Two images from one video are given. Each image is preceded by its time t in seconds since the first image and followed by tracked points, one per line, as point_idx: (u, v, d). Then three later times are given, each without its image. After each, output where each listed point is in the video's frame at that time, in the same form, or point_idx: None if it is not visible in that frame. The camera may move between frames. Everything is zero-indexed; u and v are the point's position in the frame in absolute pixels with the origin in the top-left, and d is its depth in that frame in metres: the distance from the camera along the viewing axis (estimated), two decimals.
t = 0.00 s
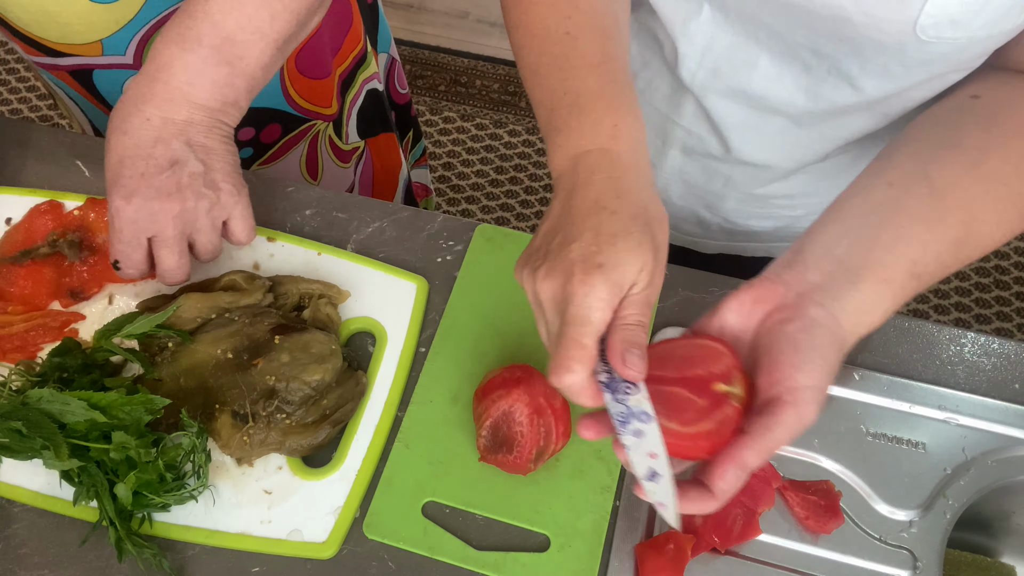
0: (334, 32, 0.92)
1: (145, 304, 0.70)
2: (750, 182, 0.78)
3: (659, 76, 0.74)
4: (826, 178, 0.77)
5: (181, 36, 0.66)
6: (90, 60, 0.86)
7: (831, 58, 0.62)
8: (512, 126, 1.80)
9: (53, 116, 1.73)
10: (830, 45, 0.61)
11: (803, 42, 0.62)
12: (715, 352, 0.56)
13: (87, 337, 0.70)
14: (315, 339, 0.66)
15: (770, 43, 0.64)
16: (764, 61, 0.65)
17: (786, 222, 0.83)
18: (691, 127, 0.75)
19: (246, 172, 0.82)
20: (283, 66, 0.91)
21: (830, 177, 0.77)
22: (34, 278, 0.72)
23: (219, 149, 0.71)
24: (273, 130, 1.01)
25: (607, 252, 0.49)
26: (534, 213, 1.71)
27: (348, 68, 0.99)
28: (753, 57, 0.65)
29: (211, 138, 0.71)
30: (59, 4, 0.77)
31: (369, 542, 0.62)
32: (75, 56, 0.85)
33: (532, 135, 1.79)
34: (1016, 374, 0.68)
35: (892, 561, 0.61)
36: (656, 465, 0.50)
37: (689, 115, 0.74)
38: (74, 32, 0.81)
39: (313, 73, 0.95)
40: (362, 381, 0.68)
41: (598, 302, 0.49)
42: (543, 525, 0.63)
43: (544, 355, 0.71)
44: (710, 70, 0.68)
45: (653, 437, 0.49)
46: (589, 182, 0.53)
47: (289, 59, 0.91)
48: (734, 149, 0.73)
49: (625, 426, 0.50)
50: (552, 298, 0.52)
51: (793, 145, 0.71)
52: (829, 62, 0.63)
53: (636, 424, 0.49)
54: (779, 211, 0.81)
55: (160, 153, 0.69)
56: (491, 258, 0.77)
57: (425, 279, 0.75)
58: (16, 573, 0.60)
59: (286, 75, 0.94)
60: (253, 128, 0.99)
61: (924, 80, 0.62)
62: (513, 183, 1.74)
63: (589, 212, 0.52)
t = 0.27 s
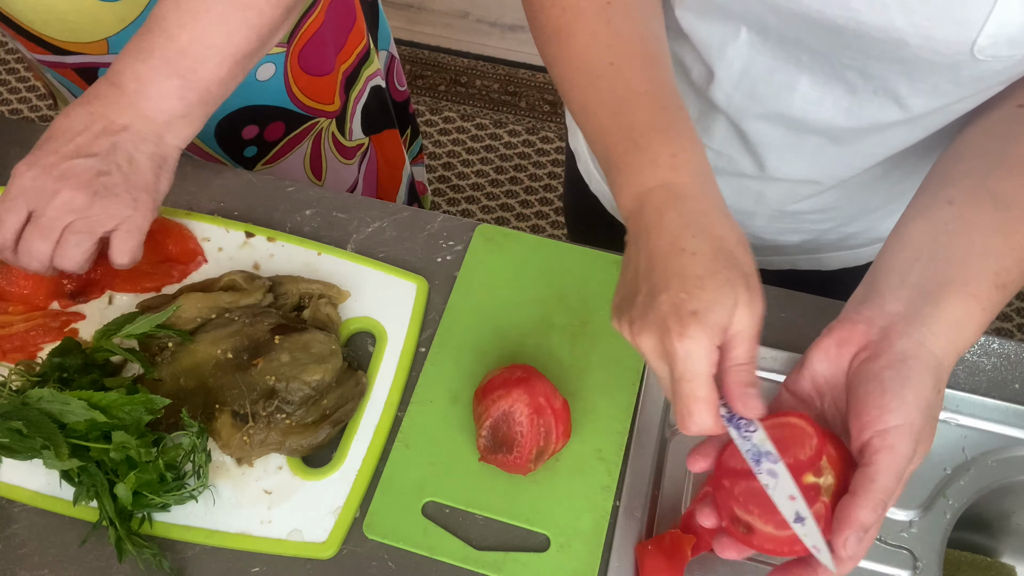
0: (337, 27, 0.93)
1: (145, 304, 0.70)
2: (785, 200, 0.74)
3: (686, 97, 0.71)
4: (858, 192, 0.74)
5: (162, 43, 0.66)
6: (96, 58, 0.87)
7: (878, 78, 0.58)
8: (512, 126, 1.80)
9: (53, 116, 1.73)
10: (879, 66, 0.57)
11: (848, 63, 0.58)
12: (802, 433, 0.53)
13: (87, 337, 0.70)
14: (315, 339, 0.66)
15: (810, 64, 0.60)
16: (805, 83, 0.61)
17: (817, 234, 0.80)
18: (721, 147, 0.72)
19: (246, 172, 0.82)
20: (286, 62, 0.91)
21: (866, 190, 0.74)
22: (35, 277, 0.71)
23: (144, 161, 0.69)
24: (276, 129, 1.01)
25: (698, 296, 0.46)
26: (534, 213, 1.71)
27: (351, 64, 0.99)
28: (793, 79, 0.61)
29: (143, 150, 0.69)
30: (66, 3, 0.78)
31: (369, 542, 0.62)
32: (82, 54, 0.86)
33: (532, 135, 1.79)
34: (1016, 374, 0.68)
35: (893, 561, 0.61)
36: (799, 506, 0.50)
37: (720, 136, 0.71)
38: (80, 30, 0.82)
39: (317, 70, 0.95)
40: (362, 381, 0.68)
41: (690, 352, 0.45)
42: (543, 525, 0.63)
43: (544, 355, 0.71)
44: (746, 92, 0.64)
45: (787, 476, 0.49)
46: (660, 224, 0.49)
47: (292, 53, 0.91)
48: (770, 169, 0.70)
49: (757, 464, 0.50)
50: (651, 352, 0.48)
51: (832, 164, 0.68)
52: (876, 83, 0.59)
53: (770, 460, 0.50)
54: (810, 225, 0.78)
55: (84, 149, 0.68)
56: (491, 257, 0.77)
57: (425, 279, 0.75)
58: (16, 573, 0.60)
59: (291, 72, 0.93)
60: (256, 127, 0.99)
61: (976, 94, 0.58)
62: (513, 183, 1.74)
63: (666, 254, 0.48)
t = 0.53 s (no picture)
0: (332, 32, 0.93)
1: (145, 304, 0.70)
2: (797, 210, 0.74)
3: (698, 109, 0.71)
4: (868, 202, 0.74)
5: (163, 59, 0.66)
6: (86, 58, 0.87)
7: (900, 92, 0.58)
8: (512, 126, 1.80)
9: (53, 116, 1.73)
10: (901, 80, 0.57)
11: (870, 77, 0.57)
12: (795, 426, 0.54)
13: (87, 337, 0.70)
14: (315, 339, 0.66)
15: (829, 78, 0.59)
16: (823, 97, 0.60)
17: (825, 245, 0.79)
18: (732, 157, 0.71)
19: (245, 172, 0.82)
20: (280, 64, 0.91)
21: (877, 200, 0.74)
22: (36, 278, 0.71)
23: (155, 184, 0.70)
24: (270, 130, 1.01)
25: (746, 338, 0.49)
26: (534, 213, 1.71)
27: (347, 69, 0.99)
28: (811, 92, 0.60)
29: (150, 173, 0.69)
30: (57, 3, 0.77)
31: (369, 542, 0.62)
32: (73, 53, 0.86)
33: (533, 135, 1.79)
34: (1016, 374, 0.67)
35: (893, 561, 0.61)
36: (822, 528, 0.51)
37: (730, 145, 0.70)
38: (71, 30, 0.81)
39: (310, 74, 0.95)
40: (362, 381, 0.68)
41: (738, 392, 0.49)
42: (543, 525, 0.63)
43: (544, 355, 0.71)
44: (763, 103, 0.64)
45: (813, 498, 0.50)
46: (711, 259, 0.52)
47: (286, 55, 0.91)
48: (785, 180, 0.70)
49: (784, 484, 0.51)
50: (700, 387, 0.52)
51: (847, 174, 0.68)
52: (897, 96, 0.58)
53: (795, 482, 0.51)
54: (818, 236, 0.78)
55: (96, 183, 0.68)
56: (491, 257, 0.77)
57: (425, 279, 0.75)
58: (16, 573, 0.60)
59: (283, 74, 0.93)
60: (249, 128, 0.99)
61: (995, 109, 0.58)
62: (513, 183, 1.74)
63: (717, 293, 0.51)
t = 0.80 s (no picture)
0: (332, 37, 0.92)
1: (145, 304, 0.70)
2: (792, 214, 0.74)
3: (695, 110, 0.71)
4: (866, 206, 0.74)
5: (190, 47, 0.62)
6: (82, 60, 0.86)
7: (898, 94, 0.57)
8: (512, 126, 1.80)
9: (53, 116, 1.73)
10: (901, 82, 0.56)
11: (869, 78, 0.57)
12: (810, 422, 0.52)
13: (87, 337, 0.71)
14: (315, 339, 0.66)
15: (828, 78, 0.59)
16: (822, 97, 0.60)
17: (821, 248, 0.79)
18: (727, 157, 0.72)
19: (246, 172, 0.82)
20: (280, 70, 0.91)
21: (874, 205, 0.74)
22: (36, 277, 0.71)
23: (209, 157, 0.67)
24: (267, 133, 1.00)
25: (737, 317, 0.48)
26: (534, 213, 1.71)
27: (347, 73, 0.99)
28: (809, 91, 0.60)
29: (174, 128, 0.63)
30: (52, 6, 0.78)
31: (369, 542, 0.62)
32: (69, 56, 0.85)
33: (533, 135, 1.79)
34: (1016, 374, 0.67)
35: (893, 561, 0.61)
36: (871, 482, 0.45)
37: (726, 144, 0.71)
38: (65, 33, 0.82)
39: (307, 78, 0.95)
40: (362, 381, 0.68)
41: (735, 371, 0.47)
42: (543, 525, 0.63)
43: (544, 355, 0.71)
44: (761, 102, 0.64)
45: (855, 457, 0.45)
46: (692, 249, 0.51)
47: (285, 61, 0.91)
48: (782, 182, 0.70)
49: (819, 451, 0.47)
50: (698, 379, 0.50)
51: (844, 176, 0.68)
52: (897, 98, 0.58)
53: (830, 443, 0.46)
54: (815, 238, 0.78)
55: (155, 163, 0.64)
56: (491, 257, 0.77)
57: (425, 279, 0.75)
58: (16, 573, 0.60)
59: (281, 80, 0.93)
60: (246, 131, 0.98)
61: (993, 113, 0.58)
62: (513, 183, 1.74)
63: (701, 279, 0.50)
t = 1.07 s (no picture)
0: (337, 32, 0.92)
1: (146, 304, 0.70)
2: (783, 211, 0.74)
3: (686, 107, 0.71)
4: (858, 208, 0.74)
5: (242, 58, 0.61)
6: (92, 62, 0.86)
7: (886, 95, 0.58)
8: (512, 126, 1.80)
9: (53, 116, 1.73)
10: (888, 82, 0.57)
11: (856, 78, 0.58)
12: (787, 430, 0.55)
13: (87, 337, 0.71)
14: (315, 339, 0.66)
15: (817, 77, 0.59)
16: (811, 96, 0.60)
17: (813, 247, 0.80)
18: (719, 154, 0.72)
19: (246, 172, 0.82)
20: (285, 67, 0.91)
21: (866, 206, 0.74)
22: (37, 277, 0.72)
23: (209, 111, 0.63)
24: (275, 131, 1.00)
25: (706, 322, 0.47)
26: (534, 213, 1.71)
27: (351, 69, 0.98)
28: (798, 90, 0.61)
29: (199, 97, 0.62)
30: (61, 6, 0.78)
31: (369, 542, 0.62)
32: (78, 58, 0.86)
33: (533, 135, 1.79)
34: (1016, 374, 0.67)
35: (893, 561, 0.61)
36: (818, 508, 0.49)
37: (717, 141, 0.71)
38: (76, 34, 0.82)
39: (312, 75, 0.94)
40: (362, 381, 0.68)
41: (704, 377, 0.47)
42: (543, 525, 0.63)
43: (544, 355, 0.71)
44: (751, 100, 0.64)
45: (802, 480, 0.49)
46: (664, 249, 0.50)
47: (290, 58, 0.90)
48: (772, 179, 0.70)
49: (771, 469, 0.50)
50: (664, 379, 0.50)
51: (834, 178, 0.68)
52: (883, 99, 0.58)
53: (781, 466, 0.49)
54: (805, 236, 0.78)
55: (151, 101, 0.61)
56: (491, 257, 0.77)
57: (425, 279, 0.75)
58: (16, 573, 0.60)
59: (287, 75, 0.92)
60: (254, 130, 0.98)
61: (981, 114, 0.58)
62: (513, 183, 1.74)
63: (671, 279, 0.49)
